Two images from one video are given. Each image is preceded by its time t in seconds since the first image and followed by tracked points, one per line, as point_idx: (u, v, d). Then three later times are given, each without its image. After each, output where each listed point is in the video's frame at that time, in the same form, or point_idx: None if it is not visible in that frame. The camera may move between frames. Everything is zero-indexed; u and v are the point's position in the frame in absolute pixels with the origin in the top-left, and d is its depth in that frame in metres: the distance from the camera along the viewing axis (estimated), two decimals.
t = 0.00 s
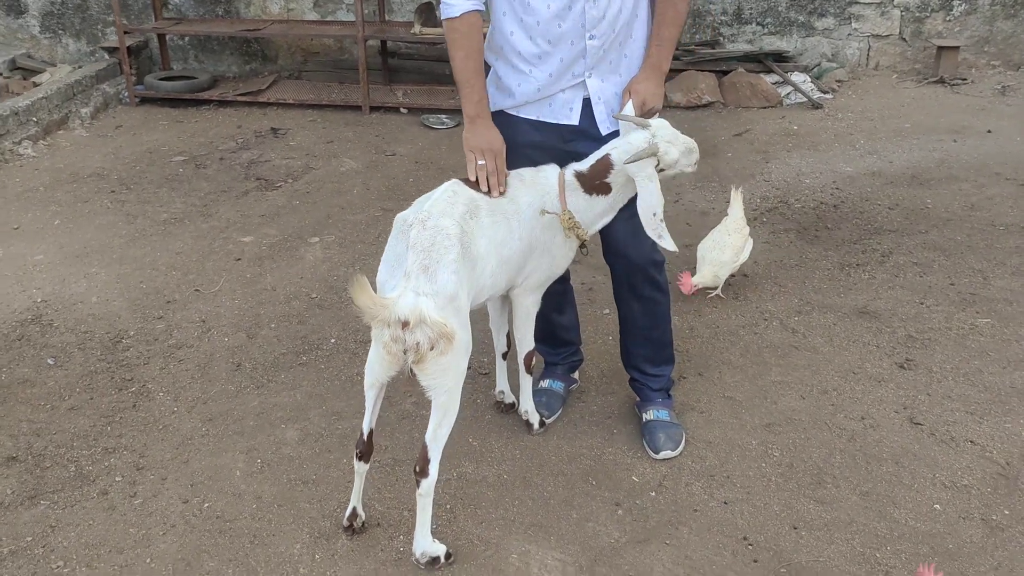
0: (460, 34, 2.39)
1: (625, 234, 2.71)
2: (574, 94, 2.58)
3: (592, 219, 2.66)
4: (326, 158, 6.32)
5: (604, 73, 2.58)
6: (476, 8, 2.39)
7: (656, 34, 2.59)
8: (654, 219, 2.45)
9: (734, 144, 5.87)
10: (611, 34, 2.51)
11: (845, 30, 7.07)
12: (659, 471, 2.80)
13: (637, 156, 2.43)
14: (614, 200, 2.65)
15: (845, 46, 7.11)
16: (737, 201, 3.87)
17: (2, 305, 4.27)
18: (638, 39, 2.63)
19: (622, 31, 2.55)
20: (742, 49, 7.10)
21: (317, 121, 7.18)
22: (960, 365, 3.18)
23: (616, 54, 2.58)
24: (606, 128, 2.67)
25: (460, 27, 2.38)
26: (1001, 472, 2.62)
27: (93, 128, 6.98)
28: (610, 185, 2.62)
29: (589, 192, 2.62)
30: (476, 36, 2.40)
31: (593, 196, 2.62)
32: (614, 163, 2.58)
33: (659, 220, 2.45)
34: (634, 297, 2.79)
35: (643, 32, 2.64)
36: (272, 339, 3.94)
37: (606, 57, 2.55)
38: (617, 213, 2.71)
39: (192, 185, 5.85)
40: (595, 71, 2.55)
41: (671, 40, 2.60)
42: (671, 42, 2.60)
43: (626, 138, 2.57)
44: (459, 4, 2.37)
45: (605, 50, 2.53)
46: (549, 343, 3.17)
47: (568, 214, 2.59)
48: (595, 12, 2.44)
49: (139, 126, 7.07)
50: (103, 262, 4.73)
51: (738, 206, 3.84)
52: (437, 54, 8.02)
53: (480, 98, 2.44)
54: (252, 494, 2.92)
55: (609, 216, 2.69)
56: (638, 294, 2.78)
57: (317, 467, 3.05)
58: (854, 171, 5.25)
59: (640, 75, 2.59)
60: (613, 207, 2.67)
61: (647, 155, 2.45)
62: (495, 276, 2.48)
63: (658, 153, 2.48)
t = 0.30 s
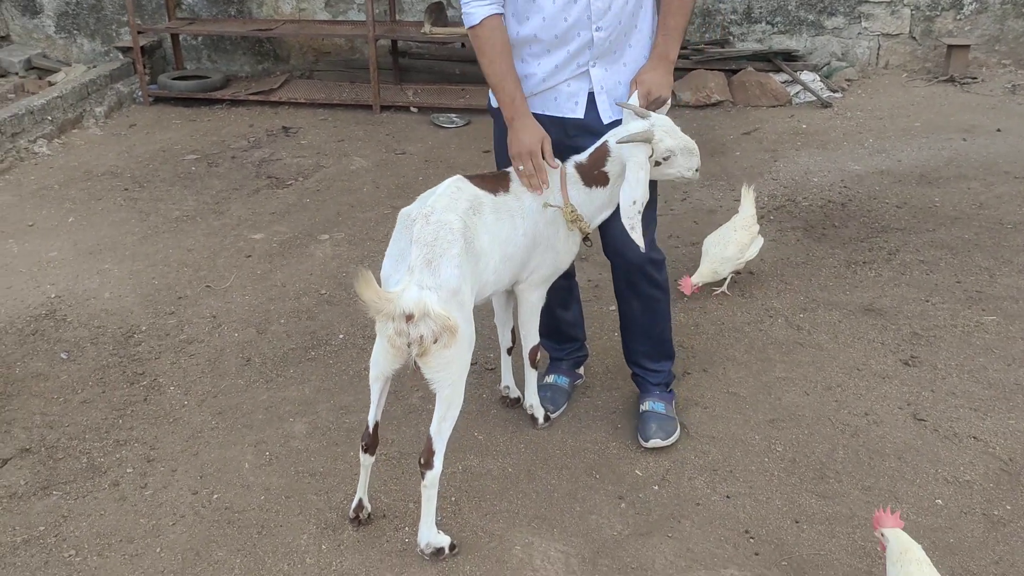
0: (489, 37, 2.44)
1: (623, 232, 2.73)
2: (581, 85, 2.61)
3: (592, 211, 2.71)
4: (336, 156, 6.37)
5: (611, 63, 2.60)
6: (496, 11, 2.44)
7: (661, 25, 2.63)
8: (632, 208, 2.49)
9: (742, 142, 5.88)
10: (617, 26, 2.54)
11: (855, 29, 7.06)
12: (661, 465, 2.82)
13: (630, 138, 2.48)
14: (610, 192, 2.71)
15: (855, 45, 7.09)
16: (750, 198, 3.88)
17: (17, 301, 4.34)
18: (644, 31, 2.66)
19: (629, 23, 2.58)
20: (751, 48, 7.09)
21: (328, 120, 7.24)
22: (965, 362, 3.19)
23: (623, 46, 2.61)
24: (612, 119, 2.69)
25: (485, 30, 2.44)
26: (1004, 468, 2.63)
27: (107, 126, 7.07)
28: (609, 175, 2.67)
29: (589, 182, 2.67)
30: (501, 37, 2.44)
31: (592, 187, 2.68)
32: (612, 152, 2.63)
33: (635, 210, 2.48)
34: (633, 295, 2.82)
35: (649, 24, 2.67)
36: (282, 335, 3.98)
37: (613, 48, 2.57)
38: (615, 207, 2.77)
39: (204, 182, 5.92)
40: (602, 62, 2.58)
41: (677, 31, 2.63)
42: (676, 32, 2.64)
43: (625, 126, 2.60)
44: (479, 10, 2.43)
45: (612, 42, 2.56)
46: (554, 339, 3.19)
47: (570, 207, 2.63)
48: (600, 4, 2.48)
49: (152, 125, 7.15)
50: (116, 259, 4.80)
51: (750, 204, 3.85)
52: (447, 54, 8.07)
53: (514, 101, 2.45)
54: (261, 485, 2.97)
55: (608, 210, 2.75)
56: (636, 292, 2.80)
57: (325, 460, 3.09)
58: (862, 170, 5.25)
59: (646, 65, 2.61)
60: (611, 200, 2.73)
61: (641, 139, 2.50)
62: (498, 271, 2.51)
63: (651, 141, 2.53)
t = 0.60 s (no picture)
0: (529, 55, 2.44)
1: (629, 222, 2.78)
2: (599, 80, 2.67)
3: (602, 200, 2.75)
4: (347, 154, 6.44)
5: (625, 56, 2.66)
6: (535, 27, 2.43)
7: (671, 14, 2.69)
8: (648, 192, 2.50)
9: (749, 140, 5.91)
10: (635, 22, 2.59)
11: (863, 28, 7.07)
12: (664, 455, 2.87)
13: (637, 124, 2.54)
14: (618, 180, 2.74)
15: (863, 44, 7.11)
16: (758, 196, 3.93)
17: (33, 294, 4.42)
18: (655, 20, 2.71)
19: (643, 17, 2.63)
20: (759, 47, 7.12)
21: (339, 117, 7.31)
22: (967, 357, 3.22)
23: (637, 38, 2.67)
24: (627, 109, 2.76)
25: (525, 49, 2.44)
26: (1003, 459, 2.67)
27: (121, 124, 7.16)
28: (616, 164, 2.72)
29: (598, 171, 2.72)
30: (539, 54, 2.45)
31: (600, 175, 2.72)
32: (619, 140, 2.69)
33: (651, 195, 2.49)
34: (636, 286, 2.87)
35: (659, 12, 2.73)
36: (293, 328, 4.05)
37: (628, 42, 2.63)
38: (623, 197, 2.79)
39: (216, 179, 6.00)
40: (618, 57, 2.64)
41: (685, 19, 2.70)
42: (684, 20, 2.71)
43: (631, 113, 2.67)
44: (520, 28, 2.42)
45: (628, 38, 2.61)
46: (560, 331, 3.24)
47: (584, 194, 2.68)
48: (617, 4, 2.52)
49: (165, 122, 7.24)
50: (130, 253, 4.88)
51: (757, 200, 3.90)
52: (456, 52, 8.12)
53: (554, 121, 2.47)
54: (272, 473, 3.03)
55: (616, 199, 2.78)
56: (640, 283, 2.85)
57: (334, 449, 3.15)
58: (869, 167, 5.27)
59: (658, 54, 2.68)
60: (619, 188, 2.76)
61: (647, 126, 2.54)
62: (505, 263, 2.57)
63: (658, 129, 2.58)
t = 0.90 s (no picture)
0: (508, 31, 2.65)
1: (632, 209, 2.86)
2: (600, 72, 2.75)
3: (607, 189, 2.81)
4: (357, 146, 6.54)
5: (627, 50, 2.74)
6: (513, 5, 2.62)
7: (674, 13, 2.73)
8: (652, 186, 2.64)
9: (755, 135, 5.97)
10: (635, 16, 2.67)
11: (871, 25, 7.11)
12: (661, 436, 2.95)
13: (643, 118, 2.61)
14: (622, 170, 2.81)
15: (870, 42, 7.14)
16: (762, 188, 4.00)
17: (51, 278, 4.54)
18: (659, 18, 2.76)
19: (645, 13, 2.70)
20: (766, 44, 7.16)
21: (350, 111, 7.42)
22: (961, 345, 3.28)
23: (640, 33, 2.74)
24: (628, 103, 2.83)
25: (507, 26, 2.64)
26: (991, 443, 2.73)
27: (137, 116, 7.29)
28: (621, 155, 2.78)
29: (601, 160, 2.77)
30: (520, 28, 2.64)
31: (604, 164, 2.78)
32: (625, 132, 2.75)
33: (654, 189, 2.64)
34: (639, 271, 2.94)
35: (665, 10, 2.77)
36: (302, 313, 4.15)
37: (630, 36, 2.70)
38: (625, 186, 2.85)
39: (229, 170, 6.11)
40: (619, 50, 2.72)
41: (688, 18, 2.74)
42: (688, 20, 2.74)
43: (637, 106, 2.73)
44: (498, 8, 2.63)
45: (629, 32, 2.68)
46: (562, 316, 3.32)
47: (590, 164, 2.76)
48: None
49: (179, 115, 7.37)
50: (145, 241, 4.99)
51: (762, 192, 3.97)
52: (467, 48, 8.21)
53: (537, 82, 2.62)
54: (280, 449, 3.13)
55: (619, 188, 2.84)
56: (643, 269, 2.93)
57: (340, 428, 3.24)
58: (872, 163, 5.32)
59: (660, 52, 2.73)
60: (622, 179, 2.82)
61: (651, 120, 2.62)
62: (509, 246, 2.65)
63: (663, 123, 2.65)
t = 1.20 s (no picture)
0: (496, 25, 2.76)
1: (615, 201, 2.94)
2: (578, 73, 2.85)
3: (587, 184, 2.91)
4: (357, 144, 6.64)
5: (606, 52, 2.82)
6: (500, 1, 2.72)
7: (658, 22, 2.77)
8: (614, 180, 2.68)
9: (749, 134, 6.05)
10: (613, 20, 2.75)
11: (866, 26, 7.18)
12: (643, 424, 3.03)
13: (615, 113, 2.70)
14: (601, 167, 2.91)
15: (865, 42, 7.21)
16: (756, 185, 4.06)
17: (55, 272, 4.65)
18: (642, 23, 2.83)
19: (624, 18, 2.77)
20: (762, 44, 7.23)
21: (351, 110, 7.52)
22: (939, 338, 3.36)
23: (620, 37, 2.82)
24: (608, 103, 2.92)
25: (495, 20, 2.74)
26: (963, 432, 2.81)
27: (141, 114, 7.41)
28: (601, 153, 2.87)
29: (582, 155, 2.88)
30: (506, 24, 2.75)
31: (583, 159, 2.89)
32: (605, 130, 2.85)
33: (613, 182, 2.68)
34: (625, 262, 3.02)
35: (647, 15, 2.84)
36: (299, 305, 4.25)
37: (608, 40, 2.79)
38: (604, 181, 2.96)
39: (231, 167, 6.22)
40: (598, 53, 2.81)
41: (672, 26, 2.78)
42: (671, 28, 2.78)
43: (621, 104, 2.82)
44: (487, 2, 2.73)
45: (607, 36, 2.77)
46: (550, 308, 3.41)
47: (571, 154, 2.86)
48: (594, 3, 2.69)
49: (183, 113, 7.48)
50: (148, 236, 5.10)
51: (754, 188, 4.04)
52: (466, 48, 8.31)
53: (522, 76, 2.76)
54: (275, 436, 3.22)
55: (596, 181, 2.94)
56: (628, 258, 3.01)
57: (334, 415, 3.33)
58: (863, 161, 5.40)
59: (644, 60, 2.78)
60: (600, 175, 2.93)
61: (622, 117, 2.69)
62: (496, 237, 2.73)
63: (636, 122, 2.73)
